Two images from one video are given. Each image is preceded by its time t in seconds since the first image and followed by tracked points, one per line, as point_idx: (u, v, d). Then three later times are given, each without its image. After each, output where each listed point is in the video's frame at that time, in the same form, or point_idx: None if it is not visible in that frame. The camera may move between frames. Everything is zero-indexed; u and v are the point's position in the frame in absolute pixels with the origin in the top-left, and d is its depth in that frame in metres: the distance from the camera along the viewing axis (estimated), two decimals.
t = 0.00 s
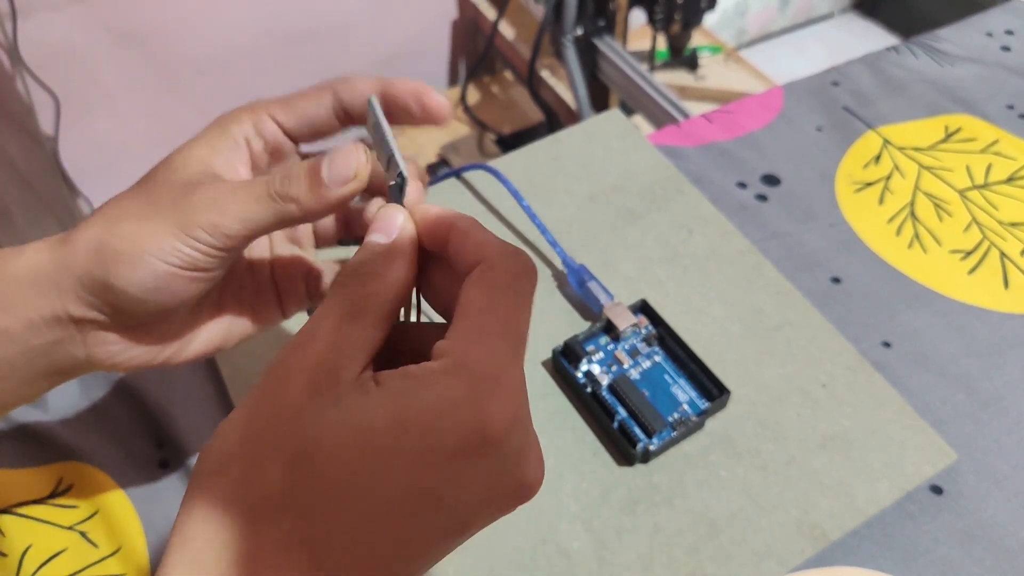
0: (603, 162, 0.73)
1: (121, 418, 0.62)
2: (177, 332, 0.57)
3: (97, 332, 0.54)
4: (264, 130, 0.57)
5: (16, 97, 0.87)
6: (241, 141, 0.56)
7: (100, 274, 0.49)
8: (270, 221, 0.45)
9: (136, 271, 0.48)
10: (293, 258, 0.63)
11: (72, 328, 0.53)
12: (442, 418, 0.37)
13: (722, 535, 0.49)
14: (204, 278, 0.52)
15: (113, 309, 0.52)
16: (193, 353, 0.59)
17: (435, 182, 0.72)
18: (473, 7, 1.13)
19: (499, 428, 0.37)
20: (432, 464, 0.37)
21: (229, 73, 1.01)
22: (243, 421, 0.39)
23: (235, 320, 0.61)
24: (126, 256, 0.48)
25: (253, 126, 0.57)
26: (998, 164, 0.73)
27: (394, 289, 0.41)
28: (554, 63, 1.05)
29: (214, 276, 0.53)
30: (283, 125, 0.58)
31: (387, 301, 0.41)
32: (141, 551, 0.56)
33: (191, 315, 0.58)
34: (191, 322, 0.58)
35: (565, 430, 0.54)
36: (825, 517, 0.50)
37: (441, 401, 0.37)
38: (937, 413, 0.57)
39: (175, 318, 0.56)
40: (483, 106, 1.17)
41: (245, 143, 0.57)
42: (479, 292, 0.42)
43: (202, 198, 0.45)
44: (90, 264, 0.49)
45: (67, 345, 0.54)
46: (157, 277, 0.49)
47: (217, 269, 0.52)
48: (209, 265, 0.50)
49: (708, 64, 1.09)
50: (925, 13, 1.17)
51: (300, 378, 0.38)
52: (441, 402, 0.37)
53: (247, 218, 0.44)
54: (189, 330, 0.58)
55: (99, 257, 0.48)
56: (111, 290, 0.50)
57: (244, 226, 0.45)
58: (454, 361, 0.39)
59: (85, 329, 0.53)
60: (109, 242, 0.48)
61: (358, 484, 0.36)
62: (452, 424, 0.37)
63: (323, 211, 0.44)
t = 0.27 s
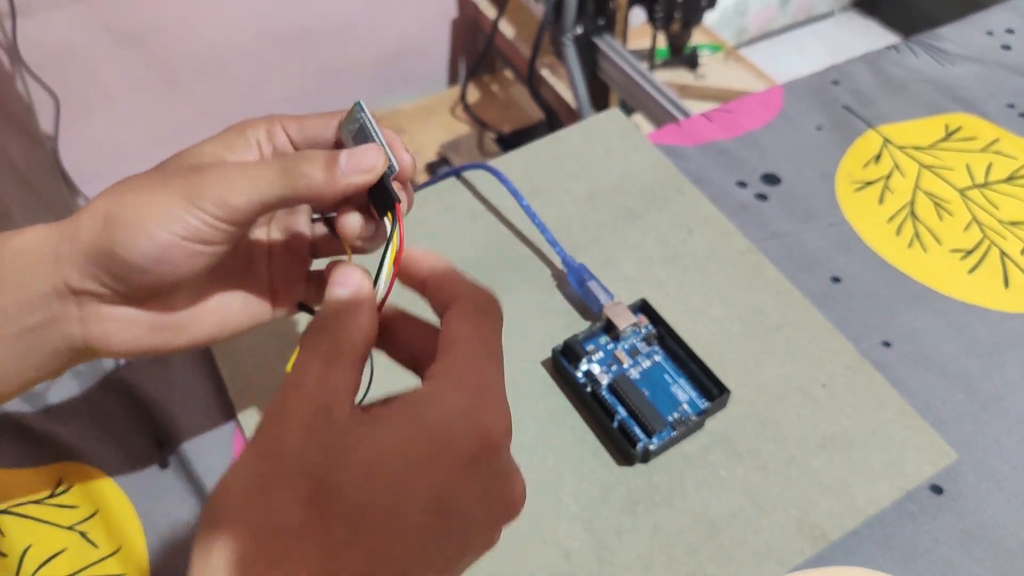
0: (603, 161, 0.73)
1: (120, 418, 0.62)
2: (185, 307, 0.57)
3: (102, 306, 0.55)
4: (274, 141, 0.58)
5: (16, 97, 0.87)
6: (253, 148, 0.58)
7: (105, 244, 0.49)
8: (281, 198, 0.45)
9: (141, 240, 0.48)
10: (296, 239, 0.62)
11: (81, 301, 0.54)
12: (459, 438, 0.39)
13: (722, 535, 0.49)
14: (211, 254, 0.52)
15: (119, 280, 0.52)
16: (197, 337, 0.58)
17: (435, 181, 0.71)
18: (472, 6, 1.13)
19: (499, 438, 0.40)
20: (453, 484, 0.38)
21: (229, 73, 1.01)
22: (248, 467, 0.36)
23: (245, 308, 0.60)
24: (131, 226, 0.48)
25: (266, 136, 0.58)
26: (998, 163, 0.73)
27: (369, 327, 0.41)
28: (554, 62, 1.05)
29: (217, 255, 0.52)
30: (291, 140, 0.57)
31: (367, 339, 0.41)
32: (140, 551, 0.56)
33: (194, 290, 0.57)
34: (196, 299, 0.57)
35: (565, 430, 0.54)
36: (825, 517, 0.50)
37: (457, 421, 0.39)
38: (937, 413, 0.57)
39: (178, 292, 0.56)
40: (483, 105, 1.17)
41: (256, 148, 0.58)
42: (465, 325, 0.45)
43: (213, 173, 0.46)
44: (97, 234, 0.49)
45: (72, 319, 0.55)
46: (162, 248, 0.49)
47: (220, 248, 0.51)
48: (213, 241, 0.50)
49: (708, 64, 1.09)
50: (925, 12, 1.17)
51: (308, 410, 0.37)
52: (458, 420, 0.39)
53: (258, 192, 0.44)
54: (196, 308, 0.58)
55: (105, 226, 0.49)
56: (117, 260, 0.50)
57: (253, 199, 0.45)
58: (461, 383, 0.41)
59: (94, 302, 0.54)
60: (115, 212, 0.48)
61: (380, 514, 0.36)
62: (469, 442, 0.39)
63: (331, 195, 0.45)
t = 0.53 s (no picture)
0: (603, 162, 0.73)
1: (121, 418, 0.62)
2: (191, 290, 0.59)
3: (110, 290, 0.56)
4: (268, 115, 0.58)
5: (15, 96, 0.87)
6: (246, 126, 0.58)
7: (117, 232, 0.49)
8: (287, 179, 0.45)
9: (153, 226, 0.48)
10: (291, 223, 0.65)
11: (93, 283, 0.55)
12: (494, 488, 0.36)
13: (722, 535, 0.49)
14: (219, 237, 0.51)
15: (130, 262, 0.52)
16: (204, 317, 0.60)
17: (434, 179, 0.71)
18: (472, 6, 1.13)
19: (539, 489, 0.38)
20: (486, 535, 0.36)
21: (229, 72, 1.01)
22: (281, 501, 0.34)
23: (250, 292, 0.61)
24: (143, 211, 0.48)
25: (259, 110, 0.59)
26: (998, 163, 0.73)
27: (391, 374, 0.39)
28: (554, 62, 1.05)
29: (227, 236, 0.52)
30: (283, 112, 0.58)
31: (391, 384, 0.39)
32: (140, 551, 0.55)
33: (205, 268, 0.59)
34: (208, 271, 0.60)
35: (565, 430, 0.54)
36: (825, 517, 0.50)
37: (492, 470, 0.37)
38: (937, 413, 0.57)
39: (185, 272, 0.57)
40: (483, 105, 1.17)
41: (252, 126, 0.58)
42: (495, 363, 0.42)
43: (223, 157, 0.45)
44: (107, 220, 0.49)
45: (79, 305, 0.56)
46: (174, 232, 0.49)
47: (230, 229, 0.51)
48: (226, 224, 0.50)
49: (708, 64, 1.09)
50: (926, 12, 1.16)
51: (341, 458, 0.35)
52: (494, 468, 0.37)
53: (263, 174, 0.44)
54: (201, 289, 0.60)
55: (116, 211, 0.49)
56: (128, 246, 0.50)
57: (260, 179, 0.45)
58: (492, 427, 0.39)
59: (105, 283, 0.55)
60: (126, 196, 0.48)
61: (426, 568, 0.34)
62: (503, 491, 0.37)
63: (334, 175, 0.45)
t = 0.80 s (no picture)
0: (603, 162, 0.73)
1: (122, 419, 0.62)
2: (219, 306, 0.59)
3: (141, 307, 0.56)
4: (302, 158, 0.62)
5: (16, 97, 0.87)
6: (282, 165, 0.61)
7: (155, 251, 0.51)
8: (320, 206, 0.49)
9: (190, 246, 0.50)
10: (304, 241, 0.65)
11: (127, 300, 0.55)
12: (522, 518, 0.36)
13: (722, 535, 0.49)
14: (251, 260, 0.54)
15: (164, 283, 0.54)
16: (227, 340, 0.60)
17: (434, 182, 0.72)
18: (473, 7, 1.13)
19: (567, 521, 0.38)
20: (510, 564, 0.36)
21: (230, 73, 1.01)
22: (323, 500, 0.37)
23: (268, 311, 0.61)
24: (182, 231, 0.50)
25: (294, 152, 0.62)
26: (998, 163, 0.73)
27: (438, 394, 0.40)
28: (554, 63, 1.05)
29: (258, 259, 0.55)
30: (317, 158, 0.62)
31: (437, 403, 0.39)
32: (141, 551, 0.55)
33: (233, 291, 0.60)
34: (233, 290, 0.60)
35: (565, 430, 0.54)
36: (825, 517, 0.50)
37: (524, 499, 0.37)
38: (937, 413, 0.57)
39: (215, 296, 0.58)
40: (483, 106, 1.17)
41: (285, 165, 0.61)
42: (548, 399, 0.42)
43: (260, 184, 0.49)
44: (146, 239, 0.51)
45: (111, 321, 0.56)
46: (210, 252, 0.51)
47: (261, 251, 0.54)
48: (258, 246, 0.52)
49: (708, 65, 1.09)
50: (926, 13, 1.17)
51: (382, 470, 0.36)
52: (524, 500, 0.37)
53: (299, 201, 0.48)
54: (229, 306, 0.60)
55: (154, 232, 0.51)
56: (165, 267, 0.52)
57: (294, 209, 0.49)
58: (534, 459, 0.39)
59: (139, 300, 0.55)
60: (166, 217, 0.51)
61: None
62: (532, 522, 0.37)
63: (366, 207, 0.49)
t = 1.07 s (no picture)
0: (603, 162, 0.73)
1: (122, 418, 0.62)
2: (220, 303, 0.59)
3: (144, 302, 0.56)
4: (303, 159, 0.62)
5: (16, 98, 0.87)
6: (284, 166, 0.62)
7: (157, 247, 0.52)
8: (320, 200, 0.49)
9: (192, 241, 0.50)
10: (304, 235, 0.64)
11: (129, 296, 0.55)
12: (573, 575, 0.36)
13: (722, 535, 0.49)
14: (251, 255, 0.54)
15: (165, 279, 0.54)
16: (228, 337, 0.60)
17: (433, 180, 0.72)
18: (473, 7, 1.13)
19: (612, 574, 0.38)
20: None
21: (230, 73, 1.01)
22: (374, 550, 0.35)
23: (267, 312, 0.61)
24: (184, 227, 0.50)
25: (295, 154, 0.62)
26: (998, 163, 0.73)
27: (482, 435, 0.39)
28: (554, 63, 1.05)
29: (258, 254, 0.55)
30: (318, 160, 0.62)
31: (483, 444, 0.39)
32: (141, 551, 0.55)
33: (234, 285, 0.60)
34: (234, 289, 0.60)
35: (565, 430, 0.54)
36: (825, 517, 0.50)
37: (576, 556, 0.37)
38: (937, 413, 0.57)
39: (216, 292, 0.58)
40: (483, 105, 1.17)
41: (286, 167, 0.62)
42: (593, 449, 0.42)
43: (261, 180, 0.49)
44: (150, 236, 0.52)
45: (111, 318, 0.56)
46: (211, 248, 0.51)
47: (262, 247, 0.54)
48: (259, 242, 0.53)
49: (708, 64, 1.09)
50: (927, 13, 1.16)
51: (438, 520, 0.35)
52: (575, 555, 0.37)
53: (300, 196, 0.48)
54: (230, 304, 0.60)
55: (157, 229, 0.51)
56: (165, 262, 0.52)
57: (295, 203, 0.49)
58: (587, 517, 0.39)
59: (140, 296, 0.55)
60: (169, 214, 0.51)
61: None
62: None
63: (364, 204, 0.49)
